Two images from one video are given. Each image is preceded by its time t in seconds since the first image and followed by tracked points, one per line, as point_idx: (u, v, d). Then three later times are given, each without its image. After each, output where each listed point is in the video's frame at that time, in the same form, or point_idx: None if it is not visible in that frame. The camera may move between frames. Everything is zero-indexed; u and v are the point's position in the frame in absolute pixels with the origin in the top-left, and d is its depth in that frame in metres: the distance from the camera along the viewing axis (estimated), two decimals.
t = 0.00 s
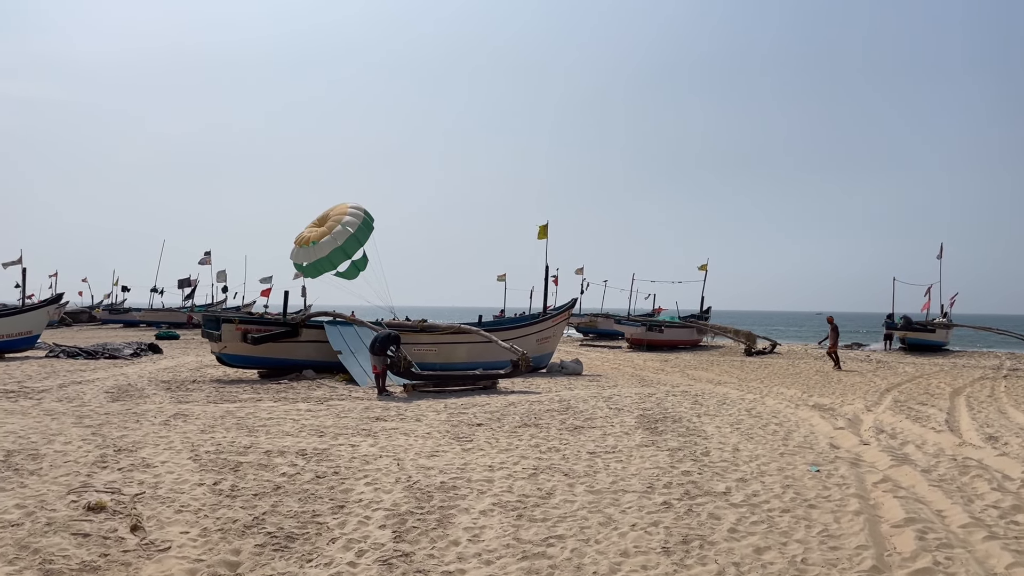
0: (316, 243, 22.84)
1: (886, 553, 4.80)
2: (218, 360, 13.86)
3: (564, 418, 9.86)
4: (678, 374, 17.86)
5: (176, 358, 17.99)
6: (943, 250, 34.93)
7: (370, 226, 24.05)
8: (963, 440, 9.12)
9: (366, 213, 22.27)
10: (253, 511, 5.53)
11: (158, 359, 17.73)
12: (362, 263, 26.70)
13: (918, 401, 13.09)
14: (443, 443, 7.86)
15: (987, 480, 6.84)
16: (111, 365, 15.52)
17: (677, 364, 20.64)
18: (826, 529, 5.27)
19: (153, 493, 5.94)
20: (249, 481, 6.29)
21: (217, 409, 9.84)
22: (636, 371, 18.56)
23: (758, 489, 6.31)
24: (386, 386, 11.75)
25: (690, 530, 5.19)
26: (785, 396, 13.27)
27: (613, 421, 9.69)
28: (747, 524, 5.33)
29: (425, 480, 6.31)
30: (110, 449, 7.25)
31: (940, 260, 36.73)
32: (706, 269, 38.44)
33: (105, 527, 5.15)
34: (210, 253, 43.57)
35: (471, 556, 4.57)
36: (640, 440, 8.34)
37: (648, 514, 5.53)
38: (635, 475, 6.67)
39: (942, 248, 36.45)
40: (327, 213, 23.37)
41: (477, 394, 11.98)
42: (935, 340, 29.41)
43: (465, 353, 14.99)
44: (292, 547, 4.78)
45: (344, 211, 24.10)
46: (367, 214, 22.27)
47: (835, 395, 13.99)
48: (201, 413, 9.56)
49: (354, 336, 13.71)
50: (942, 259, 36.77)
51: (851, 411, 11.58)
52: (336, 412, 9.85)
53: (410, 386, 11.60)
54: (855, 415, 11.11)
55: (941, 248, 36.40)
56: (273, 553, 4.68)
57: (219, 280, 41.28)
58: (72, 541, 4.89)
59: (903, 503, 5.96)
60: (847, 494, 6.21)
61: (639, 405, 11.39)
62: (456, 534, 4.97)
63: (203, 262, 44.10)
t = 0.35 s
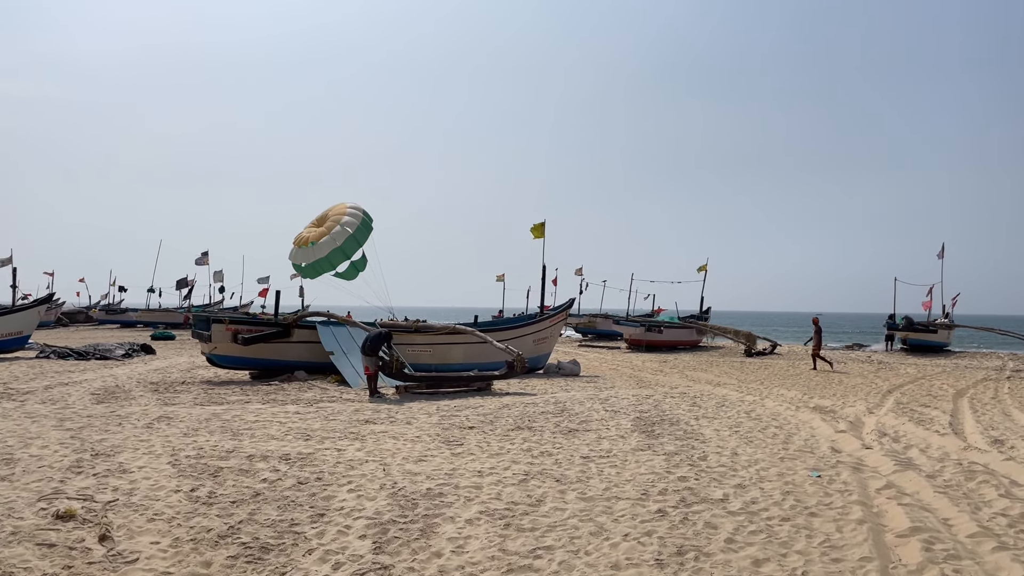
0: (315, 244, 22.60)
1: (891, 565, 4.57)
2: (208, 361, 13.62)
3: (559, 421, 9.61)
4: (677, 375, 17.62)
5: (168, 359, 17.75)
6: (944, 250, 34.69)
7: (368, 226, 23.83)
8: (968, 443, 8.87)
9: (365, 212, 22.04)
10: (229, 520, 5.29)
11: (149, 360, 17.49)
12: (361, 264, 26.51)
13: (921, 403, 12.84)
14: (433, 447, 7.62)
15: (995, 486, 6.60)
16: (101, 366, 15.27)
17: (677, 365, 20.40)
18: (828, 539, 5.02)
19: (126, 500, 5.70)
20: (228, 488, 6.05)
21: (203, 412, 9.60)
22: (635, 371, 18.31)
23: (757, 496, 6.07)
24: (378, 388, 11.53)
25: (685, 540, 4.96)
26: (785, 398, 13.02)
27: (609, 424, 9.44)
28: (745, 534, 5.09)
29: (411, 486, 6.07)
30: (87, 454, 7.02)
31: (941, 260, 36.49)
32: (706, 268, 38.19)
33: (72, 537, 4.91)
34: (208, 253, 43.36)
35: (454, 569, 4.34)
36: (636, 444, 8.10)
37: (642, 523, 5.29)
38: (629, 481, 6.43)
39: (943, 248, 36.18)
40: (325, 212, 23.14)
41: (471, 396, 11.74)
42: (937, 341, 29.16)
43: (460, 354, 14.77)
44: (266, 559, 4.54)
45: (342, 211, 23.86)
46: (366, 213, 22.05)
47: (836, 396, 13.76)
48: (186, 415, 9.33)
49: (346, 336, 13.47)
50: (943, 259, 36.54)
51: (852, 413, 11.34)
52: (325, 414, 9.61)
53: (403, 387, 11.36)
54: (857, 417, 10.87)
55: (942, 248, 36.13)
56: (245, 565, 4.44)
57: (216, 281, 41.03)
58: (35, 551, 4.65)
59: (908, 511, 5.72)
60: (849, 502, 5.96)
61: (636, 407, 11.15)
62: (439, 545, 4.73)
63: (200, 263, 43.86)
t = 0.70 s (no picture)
0: (315, 244, 22.38)
1: None
2: (197, 363, 13.40)
3: (551, 425, 9.38)
4: (675, 377, 17.40)
5: (160, 361, 17.54)
6: (945, 250, 34.46)
7: (366, 226, 23.64)
8: (971, 448, 8.64)
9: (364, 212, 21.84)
10: (201, 531, 5.08)
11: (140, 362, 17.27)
12: (360, 265, 26.30)
13: (922, 406, 12.61)
14: (419, 453, 7.40)
15: (999, 494, 6.37)
16: (89, 369, 15.06)
17: (674, 366, 20.17)
18: (826, 552, 4.80)
19: (96, 510, 5.49)
20: (204, 497, 5.84)
21: (187, 416, 9.39)
22: (632, 373, 18.08)
23: (753, 505, 5.85)
24: (369, 391, 11.30)
25: (676, 553, 4.74)
26: (784, 401, 12.79)
27: (603, 428, 9.21)
28: (739, 547, 4.86)
29: (392, 495, 5.85)
30: (61, 461, 6.80)
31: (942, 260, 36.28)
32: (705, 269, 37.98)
33: (34, 550, 4.69)
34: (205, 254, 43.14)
35: None
36: (629, 449, 7.88)
37: (631, 535, 5.07)
38: (620, 490, 6.21)
39: (944, 248, 35.91)
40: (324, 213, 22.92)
41: (463, 399, 11.52)
42: (938, 342, 28.92)
43: (454, 356, 14.58)
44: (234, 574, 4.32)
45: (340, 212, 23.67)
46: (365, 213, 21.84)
47: (836, 399, 13.53)
48: (169, 420, 9.11)
49: (338, 338, 13.27)
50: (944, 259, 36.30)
51: (852, 416, 11.10)
52: (312, 418, 9.39)
53: (394, 390, 11.14)
54: (857, 421, 10.65)
55: (942, 249, 35.87)
56: None
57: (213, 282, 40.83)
58: None
59: (909, 521, 5.50)
60: (848, 511, 5.74)
61: (631, 411, 10.92)
62: (417, 559, 4.52)
63: (198, 263, 43.65)
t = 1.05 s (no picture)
0: (314, 245, 22.18)
1: None
2: (189, 364, 13.20)
3: (548, 428, 9.16)
4: (676, 378, 17.18)
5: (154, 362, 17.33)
6: (948, 250, 34.24)
7: (367, 227, 23.45)
8: (979, 452, 8.41)
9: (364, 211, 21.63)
10: (178, 540, 4.87)
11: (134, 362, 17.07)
12: (360, 266, 26.12)
13: (927, 408, 12.38)
14: (411, 457, 7.19)
15: (1010, 501, 6.15)
16: (81, 370, 14.86)
17: (675, 368, 19.94)
18: (832, 564, 4.58)
19: (72, 518, 5.28)
20: (185, 504, 5.63)
21: (176, 418, 9.18)
22: (632, 374, 17.87)
23: (755, 513, 5.62)
24: (362, 393, 11.09)
25: (675, 564, 4.52)
26: (787, 403, 12.57)
27: (601, 431, 8.99)
28: (741, 558, 4.64)
29: (380, 502, 5.63)
30: (41, 465, 6.60)
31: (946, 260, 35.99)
32: (706, 270, 37.79)
33: (2, 560, 4.48)
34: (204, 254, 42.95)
35: None
36: (627, 453, 7.65)
37: (628, 545, 4.85)
38: (617, 496, 5.99)
39: (947, 248, 35.63)
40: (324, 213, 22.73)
41: (459, 401, 11.31)
42: (941, 343, 28.66)
43: (451, 357, 14.38)
44: None
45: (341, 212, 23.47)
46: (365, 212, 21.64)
47: (839, 401, 13.30)
48: (157, 422, 8.91)
49: (333, 339, 13.06)
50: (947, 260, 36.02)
51: (855, 419, 10.87)
52: (303, 421, 9.18)
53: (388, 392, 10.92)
54: (861, 423, 10.42)
55: (945, 249, 35.58)
56: None
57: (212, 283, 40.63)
58: None
59: (918, 530, 5.27)
60: (854, 519, 5.51)
61: (630, 413, 10.71)
62: (403, 572, 4.30)
63: (196, 264, 43.47)
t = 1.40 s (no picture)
0: (314, 244, 21.93)
1: None
2: (181, 365, 12.97)
3: (545, 432, 8.90)
4: (677, 380, 16.92)
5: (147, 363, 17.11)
6: (952, 250, 33.95)
7: (367, 226, 23.20)
8: (990, 457, 8.14)
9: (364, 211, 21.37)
10: (151, 554, 4.62)
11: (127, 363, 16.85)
12: (360, 266, 25.90)
13: (934, 411, 12.11)
14: (402, 463, 6.94)
15: None
16: (72, 370, 14.63)
17: (676, 369, 19.67)
18: None
19: (43, 528, 5.04)
20: (163, 514, 5.38)
21: (163, 421, 8.95)
22: (632, 375, 17.62)
23: (758, 523, 5.36)
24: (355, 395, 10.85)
25: None
26: (790, 405, 12.30)
27: (599, 435, 8.74)
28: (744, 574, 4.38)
29: (367, 512, 5.39)
30: (17, 471, 6.36)
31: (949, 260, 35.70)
32: (707, 269, 37.54)
33: None
34: (202, 254, 42.63)
35: None
36: (625, 459, 7.40)
37: (625, 559, 4.60)
38: (614, 505, 5.73)
39: (951, 247, 35.30)
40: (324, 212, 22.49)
41: (455, 403, 11.06)
42: (945, 343, 28.36)
43: (448, 357, 14.14)
44: None
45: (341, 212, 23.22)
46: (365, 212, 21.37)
47: (843, 403, 13.04)
48: (143, 425, 8.67)
49: (327, 339, 12.82)
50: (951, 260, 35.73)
51: (860, 422, 10.60)
52: (293, 424, 8.94)
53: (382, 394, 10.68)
54: (867, 427, 10.15)
55: (949, 248, 35.25)
56: None
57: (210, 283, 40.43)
58: None
59: (931, 542, 5.01)
60: (862, 531, 5.26)
61: (629, 416, 10.45)
62: None
63: (195, 263, 43.26)
